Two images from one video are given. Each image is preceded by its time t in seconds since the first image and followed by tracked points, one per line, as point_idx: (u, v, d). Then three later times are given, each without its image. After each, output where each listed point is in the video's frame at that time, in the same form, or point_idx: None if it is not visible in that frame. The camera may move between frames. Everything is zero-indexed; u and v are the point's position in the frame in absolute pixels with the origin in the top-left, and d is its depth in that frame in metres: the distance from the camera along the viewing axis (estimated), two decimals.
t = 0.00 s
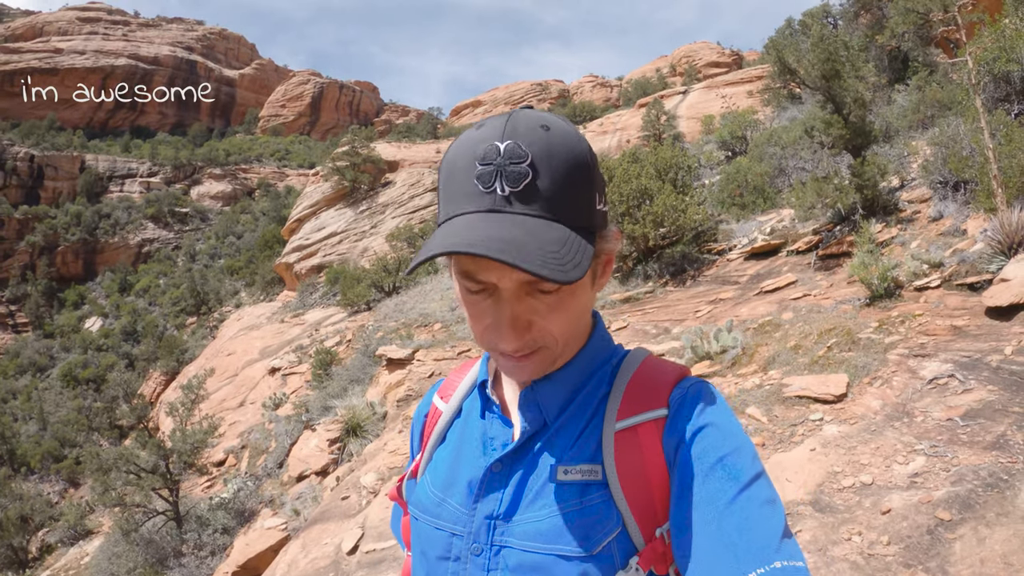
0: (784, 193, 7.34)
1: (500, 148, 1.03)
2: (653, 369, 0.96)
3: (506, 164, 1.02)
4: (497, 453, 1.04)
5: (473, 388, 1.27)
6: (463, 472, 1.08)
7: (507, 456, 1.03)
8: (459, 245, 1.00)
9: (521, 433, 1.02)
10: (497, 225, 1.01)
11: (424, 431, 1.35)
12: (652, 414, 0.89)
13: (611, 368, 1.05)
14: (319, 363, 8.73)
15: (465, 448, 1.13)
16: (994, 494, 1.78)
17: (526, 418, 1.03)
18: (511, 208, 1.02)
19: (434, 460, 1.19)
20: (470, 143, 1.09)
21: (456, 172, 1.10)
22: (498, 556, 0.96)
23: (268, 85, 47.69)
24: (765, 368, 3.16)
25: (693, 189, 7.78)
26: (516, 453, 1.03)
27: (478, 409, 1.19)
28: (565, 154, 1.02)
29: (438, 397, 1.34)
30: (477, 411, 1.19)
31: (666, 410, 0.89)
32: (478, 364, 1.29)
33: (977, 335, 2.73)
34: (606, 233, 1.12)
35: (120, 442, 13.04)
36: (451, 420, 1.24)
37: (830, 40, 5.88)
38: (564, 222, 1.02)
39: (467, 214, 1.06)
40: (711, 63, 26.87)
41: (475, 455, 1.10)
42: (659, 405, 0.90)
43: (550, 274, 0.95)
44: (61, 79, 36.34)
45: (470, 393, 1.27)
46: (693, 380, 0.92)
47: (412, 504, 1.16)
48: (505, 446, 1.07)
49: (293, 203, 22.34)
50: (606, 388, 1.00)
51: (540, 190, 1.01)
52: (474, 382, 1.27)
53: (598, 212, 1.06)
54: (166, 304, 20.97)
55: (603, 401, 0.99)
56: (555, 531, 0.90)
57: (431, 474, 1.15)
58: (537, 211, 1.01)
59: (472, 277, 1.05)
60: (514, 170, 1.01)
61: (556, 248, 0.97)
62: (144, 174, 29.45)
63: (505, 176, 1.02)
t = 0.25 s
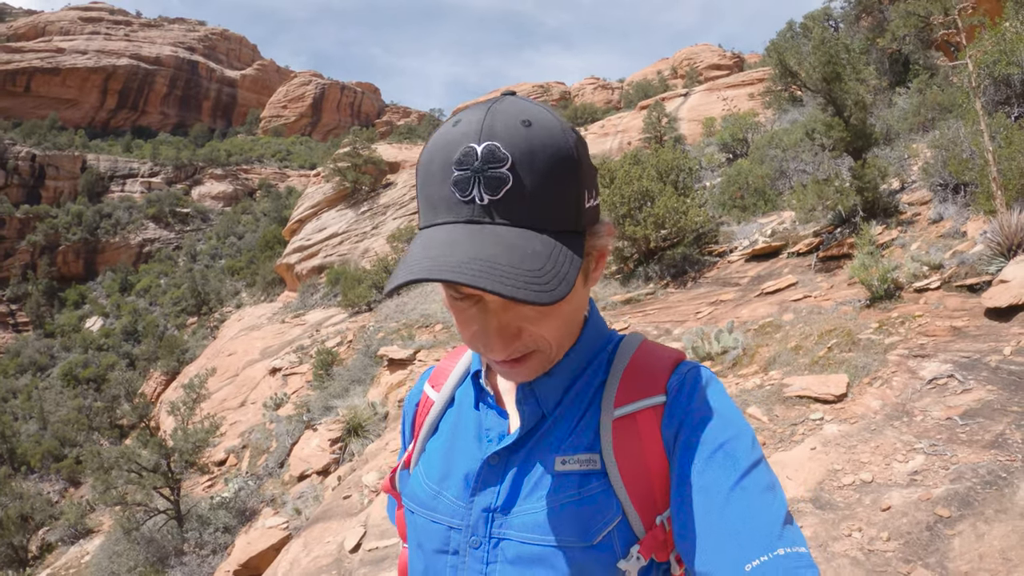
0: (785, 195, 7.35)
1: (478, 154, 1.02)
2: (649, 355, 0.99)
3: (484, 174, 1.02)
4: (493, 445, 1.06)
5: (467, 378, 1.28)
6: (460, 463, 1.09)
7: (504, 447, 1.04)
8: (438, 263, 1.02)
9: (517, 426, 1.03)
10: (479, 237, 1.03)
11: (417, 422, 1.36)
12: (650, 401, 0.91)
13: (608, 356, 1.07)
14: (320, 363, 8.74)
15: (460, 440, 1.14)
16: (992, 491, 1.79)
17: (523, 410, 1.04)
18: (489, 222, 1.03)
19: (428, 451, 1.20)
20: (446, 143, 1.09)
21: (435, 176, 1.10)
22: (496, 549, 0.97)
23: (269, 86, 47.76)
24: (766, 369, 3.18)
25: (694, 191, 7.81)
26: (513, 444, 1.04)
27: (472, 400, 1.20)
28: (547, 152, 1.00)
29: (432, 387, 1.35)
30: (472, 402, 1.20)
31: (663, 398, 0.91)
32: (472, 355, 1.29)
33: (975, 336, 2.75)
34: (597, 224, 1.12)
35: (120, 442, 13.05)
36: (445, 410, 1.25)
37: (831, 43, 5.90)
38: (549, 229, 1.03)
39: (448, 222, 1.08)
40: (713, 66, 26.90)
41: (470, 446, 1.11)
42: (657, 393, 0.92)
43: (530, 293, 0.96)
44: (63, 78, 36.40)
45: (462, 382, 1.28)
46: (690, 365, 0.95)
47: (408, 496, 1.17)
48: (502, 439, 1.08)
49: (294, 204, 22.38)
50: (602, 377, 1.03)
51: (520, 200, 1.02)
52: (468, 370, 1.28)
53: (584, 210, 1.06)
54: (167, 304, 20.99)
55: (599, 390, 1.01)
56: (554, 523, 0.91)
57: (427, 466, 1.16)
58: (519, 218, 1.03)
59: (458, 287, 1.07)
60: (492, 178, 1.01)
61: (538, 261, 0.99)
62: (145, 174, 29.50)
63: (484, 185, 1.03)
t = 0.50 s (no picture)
0: (786, 199, 7.40)
1: (439, 166, 1.02)
2: (633, 347, 1.00)
3: (446, 186, 1.02)
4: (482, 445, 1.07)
5: (451, 379, 1.28)
6: (450, 464, 1.10)
7: (493, 446, 1.06)
8: (412, 284, 1.02)
9: (505, 426, 1.04)
10: (449, 251, 1.03)
11: (403, 424, 1.36)
12: (635, 392, 0.93)
13: (590, 349, 1.07)
14: (323, 365, 8.79)
15: (449, 441, 1.15)
16: (989, 488, 1.84)
17: (509, 411, 1.05)
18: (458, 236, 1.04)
19: (417, 452, 1.20)
20: (405, 159, 1.09)
21: (399, 194, 1.11)
22: (491, 548, 0.99)
23: (271, 88, 47.91)
24: (767, 370, 3.23)
25: (696, 194, 7.87)
26: (502, 443, 1.05)
27: (458, 401, 1.20)
28: (507, 156, 1.00)
29: (416, 388, 1.34)
30: (458, 403, 1.20)
31: (649, 388, 0.93)
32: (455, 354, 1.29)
33: (974, 338, 2.79)
34: (568, 218, 1.12)
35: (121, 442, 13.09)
36: (432, 411, 1.24)
37: (832, 48, 5.95)
38: (519, 233, 1.03)
39: (417, 238, 1.09)
40: (714, 69, 27.00)
41: (459, 448, 1.12)
42: (642, 383, 0.94)
43: (505, 303, 0.96)
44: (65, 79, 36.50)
45: (448, 382, 1.27)
46: (675, 353, 0.97)
47: (400, 498, 1.18)
48: (491, 438, 1.09)
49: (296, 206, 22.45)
50: (588, 369, 1.04)
51: (486, 207, 1.02)
52: (452, 372, 1.28)
53: (552, 208, 1.06)
54: (168, 305, 21.04)
55: (585, 381, 1.02)
56: (546, 522, 0.93)
57: (418, 469, 1.17)
58: (485, 228, 1.03)
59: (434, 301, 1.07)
60: (455, 190, 1.02)
61: (510, 269, 0.99)
62: (147, 175, 29.58)
63: (448, 198, 1.03)
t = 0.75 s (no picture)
0: (788, 202, 7.45)
1: (435, 173, 1.04)
2: (634, 345, 1.01)
3: (443, 192, 1.04)
4: (486, 445, 1.07)
5: (455, 381, 1.28)
6: (455, 465, 1.10)
7: (497, 447, 1.06)
8: (413, 289, 1.03)
9: (509, 427, 1.04)
10: (449, 255, 1.05)
11: (409, 427, 1.36)
12: (638, 388, 0.93)
13: (592, 349, 1.07)
14: (326, 365, 8.85)
15: (454, 442, 1.16)
16: (989, 485, 1.89)
17: (514, 411, 1.05)
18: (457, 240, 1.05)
19: (423, 454, 1.21)
20: (402, 170, 1.11)
21: (397, 204, 1.12)
22: (497, 548, 0.99)
23: (273, 89, 48.07)
24: (771, 372, 3.28)
25: (698, 197, 7.92)
26: (507, 444, 1.05)
27: (461, 403, 1.21)
28: (501, 160, 1.02)
29: (422, 392, 1.35)
30: (462, 403, 1.20)
31: (652, 384, 0.92)
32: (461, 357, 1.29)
33: (975, 340, 2.85)
34: (565, 219, 1.13)
35: (123, 443, 13.11)
36: (436, 413, 1.25)
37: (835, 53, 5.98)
38: (518, 235, 1.04)
39: (417, 244, 1.10)
40: (716, 71, 27.09)
41: (463, 448, 1.12)
42: (645, 379, 0.93)
43: (507, 303, 0.97)
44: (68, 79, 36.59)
45: (451, 385, 1.28)
46: (676, 349, 0.97)
47: (406, 500, 1.18)
48: (494, 438, 1.09)
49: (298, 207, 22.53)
50: (591, 368, 1.04)
51: (483, 212, 1.04)
52: (455, 375, 1.28)
53: (549, 209, 1.07)
54: (170, 306, 21.10)
55: (588, 380, 1.02)
56: (552, 521, 0.92)
57: (425, 471, 1.17)
58: (483, 230, 1.05)
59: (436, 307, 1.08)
60: (453, 195, 1.03)
61: (511, 269, 1.00)
62: (149, 175, 29.68)
63: (445, 204, 1.05)
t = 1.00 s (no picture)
0: (790, 204, 7.49)
1: (447, 161, 1.06)
2: (633, 345, 1.01)
3: (454, 177, 1.05)
4: (486, 450, 1.07)
5: (453, 388, 1.28)
6: (455, 471, 1.10)
7: (497, 453, 1.06)
8: (417, 267, 1.04)
9: (510, 431, 1.04)
10: (454, 239, 1.06)
11: (406, 436, 1.36)
12: (640, 389, 0.93)
13: (590, 352, 1.08)
14: (329, 365, 8.88)
15: (452, 447, 1.15)
16: (988, 484, 1.93)
17: (514, 413, 1.05)
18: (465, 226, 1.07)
19: (421, 462, 1.20)
20: (415, 157, 1.13)
21: (407, 192, 1.14)
22: (499, 554, 0.99)
23: (274, 88, 48.11)
24: (773, 372, 3.32)
25: (700, 199, 7.95)
26: (507, 449, 1.05)
27: (460, 410, 1.21)
28: (513, 155, 1.05)
29: (418, 399, 1.34)
30: (460, 411, 1.20)
31: (652, 384, 0.93)
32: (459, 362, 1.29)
33: (975, 342, 2.89)
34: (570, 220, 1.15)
35: (124, 441, 13.14)
36: (434, 421, 1.24)
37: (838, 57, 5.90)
38: (524, 226, 1.06)
39: (425, 230, 1.11)
40: (717, 72, 27.13)
41: (463, 453, 1.12)
42: (645, 380, 0.94)
43: (512, 284, 0.98)
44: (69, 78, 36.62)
45: (449, 392, 1.27)
46: (675, 349, 0.98)
47: (407, 509, 1.17)
48: (495, 444, 1.09)
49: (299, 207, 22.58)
50: (591, 370, 1.04)
51: (490, 202, 1.06)
52: (452, 381, 1.28)
53: (555, 207, 1.10)
54: (171, 305, 21.14)
55: (589, 381, 1.03)
56: (554, 526, 0.92)
57: (423, 480, 1.16)
58: (491, 219, 1.06)
59: (439, 295, 1.09)
60: (462, 182, 1.05)
61: (515, 255, 1.01)
62: (150, 174, 29.73)
63: (456, 190, 1.06)
